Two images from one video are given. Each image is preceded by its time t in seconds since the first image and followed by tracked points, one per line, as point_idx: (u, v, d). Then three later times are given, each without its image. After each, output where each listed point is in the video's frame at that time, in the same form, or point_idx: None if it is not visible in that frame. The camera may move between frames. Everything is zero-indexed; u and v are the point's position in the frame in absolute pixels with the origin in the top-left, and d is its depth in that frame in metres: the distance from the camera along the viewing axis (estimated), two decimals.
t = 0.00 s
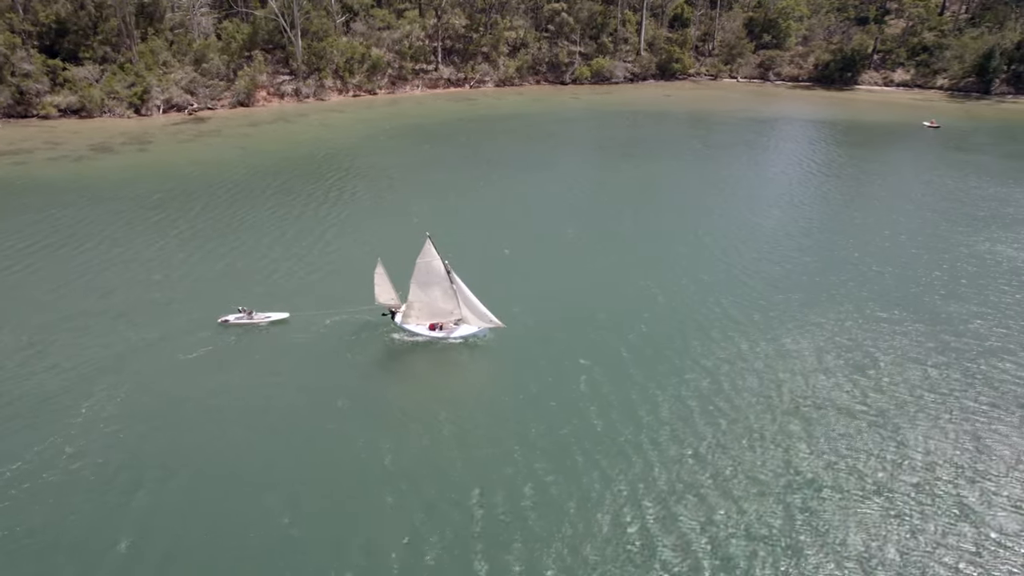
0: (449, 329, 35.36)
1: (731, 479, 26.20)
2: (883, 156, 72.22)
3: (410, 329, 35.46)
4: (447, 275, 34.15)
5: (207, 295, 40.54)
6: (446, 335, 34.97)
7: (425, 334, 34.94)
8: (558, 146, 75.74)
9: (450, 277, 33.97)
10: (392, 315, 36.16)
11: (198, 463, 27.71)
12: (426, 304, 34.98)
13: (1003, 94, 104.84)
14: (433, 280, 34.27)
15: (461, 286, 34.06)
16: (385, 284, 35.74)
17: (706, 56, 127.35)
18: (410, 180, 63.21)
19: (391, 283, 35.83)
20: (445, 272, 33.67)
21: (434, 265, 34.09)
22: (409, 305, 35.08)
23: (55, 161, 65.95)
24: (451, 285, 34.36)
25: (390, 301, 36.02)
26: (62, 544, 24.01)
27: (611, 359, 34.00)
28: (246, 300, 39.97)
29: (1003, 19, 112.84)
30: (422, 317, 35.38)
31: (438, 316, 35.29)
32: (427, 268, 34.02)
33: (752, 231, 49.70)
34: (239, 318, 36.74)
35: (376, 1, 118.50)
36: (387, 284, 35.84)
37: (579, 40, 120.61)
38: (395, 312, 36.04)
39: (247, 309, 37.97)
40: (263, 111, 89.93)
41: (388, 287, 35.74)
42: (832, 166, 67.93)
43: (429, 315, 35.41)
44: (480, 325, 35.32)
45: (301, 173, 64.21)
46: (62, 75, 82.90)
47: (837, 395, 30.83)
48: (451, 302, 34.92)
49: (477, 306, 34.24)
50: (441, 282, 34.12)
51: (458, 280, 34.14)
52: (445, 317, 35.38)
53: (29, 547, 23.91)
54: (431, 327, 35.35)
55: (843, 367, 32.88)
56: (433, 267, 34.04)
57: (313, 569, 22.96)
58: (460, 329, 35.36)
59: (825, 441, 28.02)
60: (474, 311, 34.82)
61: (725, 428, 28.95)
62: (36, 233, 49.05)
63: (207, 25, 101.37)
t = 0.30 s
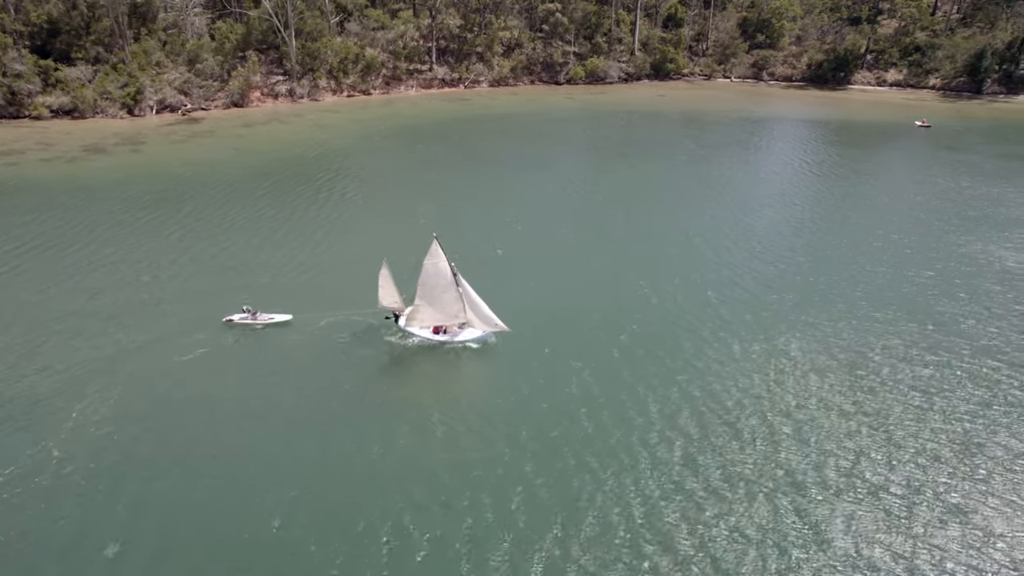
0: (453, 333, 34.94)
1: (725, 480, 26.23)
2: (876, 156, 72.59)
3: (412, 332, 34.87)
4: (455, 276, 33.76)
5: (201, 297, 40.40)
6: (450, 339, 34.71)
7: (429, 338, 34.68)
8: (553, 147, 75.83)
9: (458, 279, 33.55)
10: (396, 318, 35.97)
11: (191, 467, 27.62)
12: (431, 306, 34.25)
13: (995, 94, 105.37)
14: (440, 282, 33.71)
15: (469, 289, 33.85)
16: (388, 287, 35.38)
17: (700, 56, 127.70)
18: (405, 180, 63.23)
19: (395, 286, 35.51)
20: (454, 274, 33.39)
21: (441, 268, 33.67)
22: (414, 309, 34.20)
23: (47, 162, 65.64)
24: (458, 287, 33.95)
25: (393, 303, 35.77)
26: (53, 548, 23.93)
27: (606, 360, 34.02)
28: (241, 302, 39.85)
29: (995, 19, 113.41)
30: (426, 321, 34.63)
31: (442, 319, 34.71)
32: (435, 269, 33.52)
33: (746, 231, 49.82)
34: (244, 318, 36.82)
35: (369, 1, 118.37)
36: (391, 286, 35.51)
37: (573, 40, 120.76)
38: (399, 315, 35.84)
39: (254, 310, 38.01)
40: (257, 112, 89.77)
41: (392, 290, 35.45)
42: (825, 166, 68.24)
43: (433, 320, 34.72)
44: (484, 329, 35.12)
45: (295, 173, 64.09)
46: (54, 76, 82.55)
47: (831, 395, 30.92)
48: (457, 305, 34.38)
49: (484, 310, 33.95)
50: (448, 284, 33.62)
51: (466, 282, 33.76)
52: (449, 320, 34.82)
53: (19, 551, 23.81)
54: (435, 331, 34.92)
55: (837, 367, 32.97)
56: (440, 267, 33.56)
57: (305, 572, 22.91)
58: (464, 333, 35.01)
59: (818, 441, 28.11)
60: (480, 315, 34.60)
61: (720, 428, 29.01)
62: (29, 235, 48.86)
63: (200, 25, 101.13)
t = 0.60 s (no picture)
0: (454, 337, 34.68)
1: (713, 480, 26.42)
2: (860, 155, 73.33)
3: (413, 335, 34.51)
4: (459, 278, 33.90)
5: (189, 300, 40.15)
6: (451, 342, 34.43)
7: (430, 341, 34.45)
8: (541, 147, 75.93)
9: (461, 280, 33.65)
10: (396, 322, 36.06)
11: (180, 473, 27.46)
12: (434, 308, 34.05)
13: (976, 93, 106.68)
14: (443, 282, 33.80)
15: (472, 291, 33.89)
16: (390, 290, 35.75)
17: (686, 55, 128.31)
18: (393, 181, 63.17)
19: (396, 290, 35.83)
20: (459, 274, 33.60)
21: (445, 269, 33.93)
22: (416, 311, 34.02)
23: (30, 164, 65.01)
24: (461, 289, 33.98)
25: (394, 307, 36.12)
26: (40, 557, 23.71)
27: (596, 361, 34.09)
28: (230, 305, 39.61)
29: (975, 19, 114.76)
30: (427, 323, 34.37)
31: (444, 321, 34.52)
32: (440, 269, 33.70)
33: (733, 231, 50.09)
34: (243, 320, 36.78)
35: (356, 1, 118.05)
36: (392, 291, 35.90)
37: (560, 40, 120.96)
38: (399, 318, 36.11)
39: (254, 313, 37.90)
40: (243, 113, 89.31)
41: (393, 294, 35.77)
42: (811, 165, 68.85)
43: (434, 322, 34.47)
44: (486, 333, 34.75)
45: (282, 175, 63.79)
46: (35, 77, 81.78)
47: (820, 394, 31.21)
48: (459, 307, 34.38)
49: (485, 313, 33.94)
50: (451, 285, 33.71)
51: (469, 284, 33.87)
52: (451, 323, 34.64)
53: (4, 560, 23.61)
54: (436, 335, 34.66)
55: (826, 367, 33.27)
56: (445, 268, 33.82)
57: None
58: (465, 337, 34.70)
59: (807, 441, 28.34)
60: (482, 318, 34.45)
61: (711, 429, 29.20)
62: (13, 237, 48.46)
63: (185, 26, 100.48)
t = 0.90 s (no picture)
0: (442, 341, 34.53)
1: (692, 478, 26.75)
2: (826, 152, 74.91)
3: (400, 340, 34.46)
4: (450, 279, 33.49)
5: (165, 308, 39.48)
6: (439, 347, 34.22)
7: (417, 346, 34.30)
8: (513, 148, 76.14)
9: (453, 282, 33.23)
10: (383, 328, 35.51)
11: (163, 485, 27.05)
12: (422, 312, 33.92)
13: (934, 90, 109.72)
14: (435, 284, 33.32)
15: (464, 294, 33.39)
16: (379, 294, 35.06)
17: (654, 55, 129.52)
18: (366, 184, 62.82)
19: (385, 295, 35.15)
20: (450, 278, 33.11)
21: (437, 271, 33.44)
22: (405, 314, 34.08)
23: None
24: (452, 291, 33.58)
25: (382, 312, 35.41)
26: None
27: (579, 362, 34.32)
28: (207, 312, 39.03)
29: (931, 19, 118.37)
30: (416, 327, 34.35)
31: (432, 326, 34.35)
32: (431, 270, 33.31)
33: (704, 229, 50.73)
34: (229, 327, 36.35)
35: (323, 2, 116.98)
36: (381, 296, 35.17)
37: (529, 40, 121.31)
38: (386, 324, 35.47)
39: (241, 320, 37.42)
40: (209, 116, 87.96)
41: (382, 299, 35.11)
42: (778, 163, 70.13)
43: (423, 326, 34.39)
44: (476, 338, 34.58)
45: (252, 179, 62.97)
46: None
47: (796, 390, 31.77)
48: (449, 310, 34.09)
49: (477, 316, 33.59)
50: (442, 286, 33.24)
51: (460, 286, 33.45)
52: (439, 328, 34.49)
53: None
54: (424, 340, 34.55)
55: (800, 362, 33.91)
56: (437, 271, 33.37)
57: None
58: (454, 341, 34.54)
59: (786, 437, 28.81)
60: (473, 322, 34.12)
61: (692, 427, 29.52)
62: None
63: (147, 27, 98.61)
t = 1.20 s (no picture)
0: (430, 346, 33.79)
1: (673, 476, 27.05)
2: (789, 149, 76.42)
3: (386, 345, 33.67)
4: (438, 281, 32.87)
5: (138, 318, 38.44)
6: (427, 351, 33.47)
7: (405, 352, 33.45)
8: (482, 149, 75.93)
9: (441, 282, 32.61)
10: (370, 335, 34.73)
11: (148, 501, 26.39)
12: (409, 315, 33.20)
13: (890, 88, 112.57)
14: (423, 285, 32.68)
15: (452, 295, 32.81)
16: (365, 300, 34.32)
17: (618, 54, 130.59)
18: (334, 187, 62.15)
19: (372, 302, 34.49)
20: (439, 278, 32.52)
21: (426, 273, 32.82)
22: (392, 317, 33.30)
23: None
24: (440, 292, 32.96)
25: (368, 319, 34.73)
26: None
27: (564, 363, 34.39)
28: (183, 321, 38.10)
29: (886, 19, 121.51)
30: (403, 331, 33.59)
31: (419, 330, 33.62)
32: (419, 271, 32.71)
33: (677, 228, 51.30)
34: (210, 334, 35.55)
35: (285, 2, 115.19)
36: (367, 302, 34.49)
37: (494, 40, 121.20)
38: (372, 331, 34.67)
39: (223, 328, 36.70)
40: (169, 119, 86.10)
41: (368, 306, 34.41)
42: (743, 160, 71.29)
43: (410, 330, 33.63)
44: (465, 341, 33.88)
45: (218, 183, 61.70)
46: None
47: (776, 386, 32.25)
48: (437, 313, 33.42)
49: (467, 317, 33.01)
50: (431, 287, 32.57)
51: (449, 287, 32.89)
52: (427, 332, 33.77)
53: None
54: (412, 344, 33.74)
55: (773, 357, 34.55)
56: (426, 272, 32.78)
57: None
58: (442, 346, 33.82)
59: (768, 433, 29.19)
60: (462, 325, 33.47)
61: (676, 426, 29.74)
62: None
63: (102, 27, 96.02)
